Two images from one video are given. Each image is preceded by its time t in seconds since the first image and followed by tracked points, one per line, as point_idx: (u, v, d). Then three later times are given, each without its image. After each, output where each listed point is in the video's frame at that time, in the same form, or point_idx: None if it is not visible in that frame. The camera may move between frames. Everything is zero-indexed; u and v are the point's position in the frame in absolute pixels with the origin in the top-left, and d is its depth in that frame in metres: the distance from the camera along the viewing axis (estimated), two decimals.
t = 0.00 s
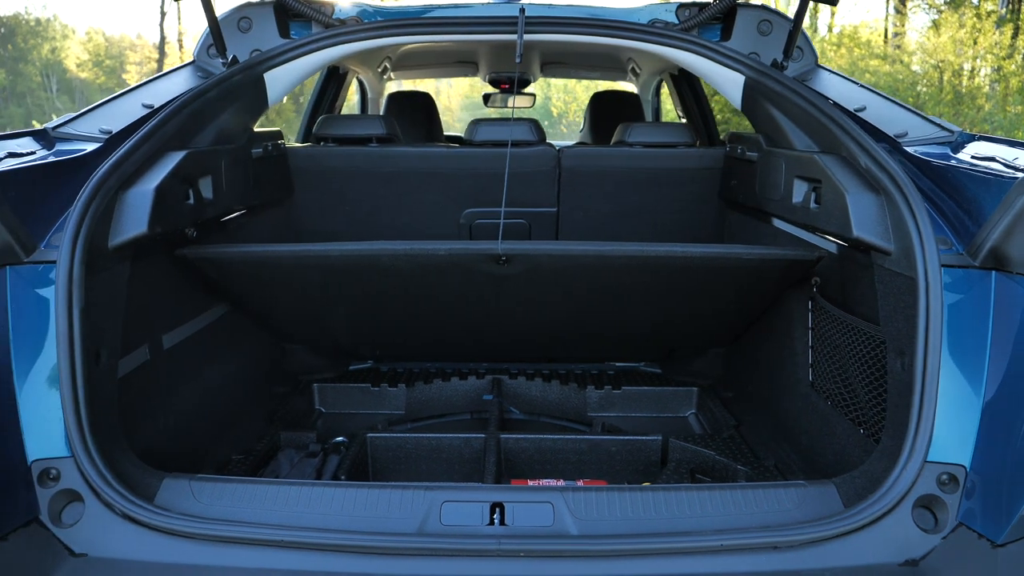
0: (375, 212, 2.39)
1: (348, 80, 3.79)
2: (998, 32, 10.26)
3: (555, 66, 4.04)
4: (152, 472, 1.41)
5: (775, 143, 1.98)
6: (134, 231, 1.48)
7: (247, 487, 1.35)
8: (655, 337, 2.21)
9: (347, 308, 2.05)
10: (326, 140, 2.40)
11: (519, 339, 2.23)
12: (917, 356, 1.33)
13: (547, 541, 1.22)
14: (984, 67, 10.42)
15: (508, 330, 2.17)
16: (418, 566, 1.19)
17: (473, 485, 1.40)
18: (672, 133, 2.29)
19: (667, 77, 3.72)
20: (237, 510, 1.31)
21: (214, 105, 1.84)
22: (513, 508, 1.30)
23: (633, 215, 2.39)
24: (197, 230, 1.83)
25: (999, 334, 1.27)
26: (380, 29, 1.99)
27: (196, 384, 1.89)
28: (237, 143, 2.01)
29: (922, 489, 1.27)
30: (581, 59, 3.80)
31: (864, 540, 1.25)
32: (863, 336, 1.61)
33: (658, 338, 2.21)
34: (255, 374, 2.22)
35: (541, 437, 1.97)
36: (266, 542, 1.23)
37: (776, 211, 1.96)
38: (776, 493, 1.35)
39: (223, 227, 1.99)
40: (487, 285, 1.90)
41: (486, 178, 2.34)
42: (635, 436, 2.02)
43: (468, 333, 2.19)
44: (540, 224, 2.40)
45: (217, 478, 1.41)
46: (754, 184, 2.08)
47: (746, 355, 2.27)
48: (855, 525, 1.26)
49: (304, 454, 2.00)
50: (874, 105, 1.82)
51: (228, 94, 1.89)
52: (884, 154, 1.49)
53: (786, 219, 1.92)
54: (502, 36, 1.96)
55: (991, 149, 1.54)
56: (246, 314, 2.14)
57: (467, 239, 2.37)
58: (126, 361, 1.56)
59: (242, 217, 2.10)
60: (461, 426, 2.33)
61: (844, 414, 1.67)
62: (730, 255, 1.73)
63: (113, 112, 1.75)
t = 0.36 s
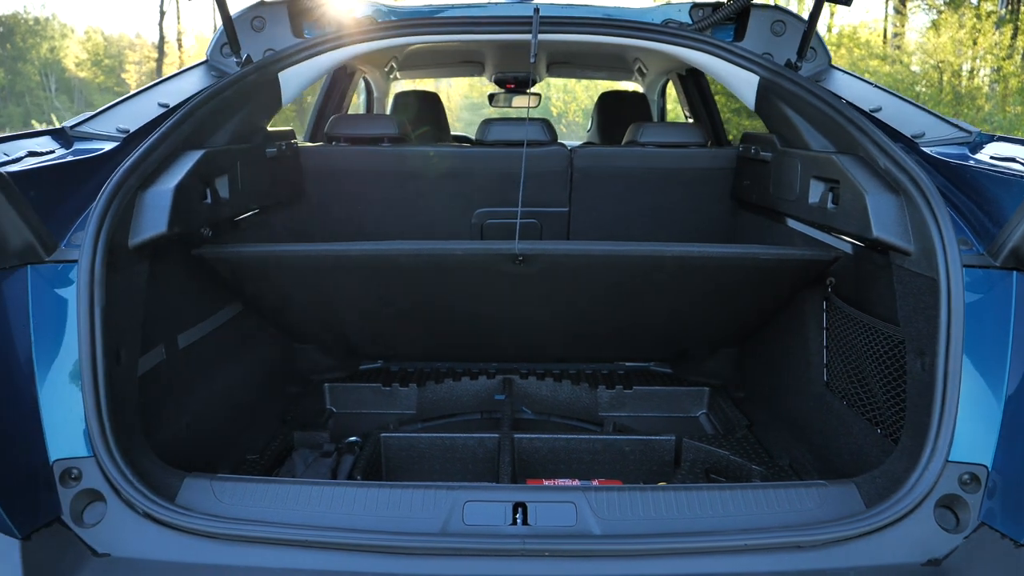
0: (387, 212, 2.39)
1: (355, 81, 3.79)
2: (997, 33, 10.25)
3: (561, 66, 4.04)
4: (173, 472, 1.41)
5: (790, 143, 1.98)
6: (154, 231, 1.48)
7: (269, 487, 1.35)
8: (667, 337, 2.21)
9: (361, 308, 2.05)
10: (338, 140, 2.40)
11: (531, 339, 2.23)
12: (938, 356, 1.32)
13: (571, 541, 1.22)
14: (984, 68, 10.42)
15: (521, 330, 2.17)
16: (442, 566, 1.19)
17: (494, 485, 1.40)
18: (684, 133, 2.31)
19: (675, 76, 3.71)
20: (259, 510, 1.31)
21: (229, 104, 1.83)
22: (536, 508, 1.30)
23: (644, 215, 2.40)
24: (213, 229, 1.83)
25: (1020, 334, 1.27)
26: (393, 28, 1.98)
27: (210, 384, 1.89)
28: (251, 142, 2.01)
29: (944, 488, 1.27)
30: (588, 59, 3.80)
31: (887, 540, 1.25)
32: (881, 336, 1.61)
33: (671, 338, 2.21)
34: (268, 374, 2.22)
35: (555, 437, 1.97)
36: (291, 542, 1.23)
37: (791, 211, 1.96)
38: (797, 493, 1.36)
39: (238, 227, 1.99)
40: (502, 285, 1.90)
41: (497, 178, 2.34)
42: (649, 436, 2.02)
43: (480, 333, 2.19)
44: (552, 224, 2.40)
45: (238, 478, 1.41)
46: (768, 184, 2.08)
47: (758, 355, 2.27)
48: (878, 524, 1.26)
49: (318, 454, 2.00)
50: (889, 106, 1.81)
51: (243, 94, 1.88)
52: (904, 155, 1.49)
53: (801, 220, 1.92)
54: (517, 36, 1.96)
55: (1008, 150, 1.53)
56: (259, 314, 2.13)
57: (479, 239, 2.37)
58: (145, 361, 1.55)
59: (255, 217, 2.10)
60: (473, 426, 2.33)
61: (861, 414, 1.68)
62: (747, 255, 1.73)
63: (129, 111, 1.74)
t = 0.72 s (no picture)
0: (400, 212, 2.40)
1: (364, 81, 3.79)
2: (997, 33, 10.20)
3: (568, 66, 4.04)
4: (196, 472, 1.41)
5: (806, 143, 1.99)
6: (175, 231, 1.48)
7: (292, 487, 1.35)
8: (681, 338, 2.21)
9: (376, 308, 2.05)
10: (351, 139, 2.40)
11: (545, 339, 2.24)
12: (961, 356, 1.33)
13: (596, 540, 1.22)
14: (985, 69, 10.36)
15: (535, 330, 2.17)
16: (468, 565, 1.19)
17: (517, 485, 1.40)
18: (698, 134, 2.32)
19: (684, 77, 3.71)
20: (282, 509, 1.31)
21: (247, 104, 1.83)
22: (560, 507, 1.30)
23: (657, 215, 2.40)
24: (231, 229, 1.83)
25: None
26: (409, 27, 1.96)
27: (226, 384, 1.89)
28: (268, 142, 2.01)
29: (967, 489, 1.27)
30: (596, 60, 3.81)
31: (911, 540, 1.25)
32: (900, 337, 1.61)
33: (685, 338, 2.21)
34: (282, 374, 2.22)
35: (570, 437, 1.98)
36: (316, 542, 1.23)
37: (808, 211, 1.96)
38: (820, 493, 1.36)
39: (255, 227, 1.99)
40: (518, 285, 1.90)
41: (510, 177, 2.34)
42: (663, 436, 2.03)
43: (494, 333, 2.19)
44: (565, 224, 2.41)
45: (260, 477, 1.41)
46: (784, 184, 2.08)
47: (771, 355, 2.27)
48: (901, 524, 1.26)
49: (333, 454, 2.00)
50: (907, 107, 1.82)
51: (260, 93, 1.88)
52: (925, 155, 1.49)
53: (818, 220, 1.93)
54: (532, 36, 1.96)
55: None
56: (274, 314, 2.14)
57: (492, 239, 2.38)
58: (165, 360, 1.56)
59: (271, 217, 2.10)
60: (486, 426, 2.34)
61: (879, 414, 1.68)
62: (765, 256, 1.73)
63: (148, 111, 1.74)
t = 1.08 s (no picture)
0: (412, 211, 2.40)
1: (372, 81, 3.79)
2: (998, 34, 10.29)
3: (575, 67, 4.05)
4: (215, 471, 1.41)
5: (821, 144, 1.99)
6: (194, 230, 1.48)
7: (313, 487, 1.35)
8: (694, 338, 2.21)
9: (390, 308, 2.05)
10: (363, 139, 2.41)
11: (558, 339, 2.24)
12: (982, 356, 1.33)
13: (619, 540, 1.22)
14: (986, 70, 10.35)
15: (548, 330, 2.17)
16: (491, 565, 1.19)
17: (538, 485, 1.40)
18: (709, 135, 2.33)
19: (692, 76, 3.71)
20: (304, 509, 1.31)
21: (263, 103, 1.83)
22: (582, 507, 1.30)
23: (669, 216, 2.40)
24: (247, 228, 1.83)
25: None
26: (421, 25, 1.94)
27: (241, 383, 1.89)
28: (282, 141, 2.01)
29: (989, 489, 1.27)
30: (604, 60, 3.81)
31: (934, 540, 1.25)
32: (917, 338, 1.61)
33: (697, 338, 2.21)
34: (294, 373, 2.22)
35: (583, 437, 1.97)
36: (339, 541, 1.22)
37: (824, 212, 1.96)
38: (840, 493, 1.36)
39: (269, 226, 1.99)
40: (534, 284, 1.90)
41: (522, 177, 2.34)
42: (677, 436, 2.03)
43: (507, 332, 2.19)
44: (577, 224, 2.41)
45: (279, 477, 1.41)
46: (798, 185, 2.08)
47: (783, 355, 2.27)
48: (924, 525, 1.26)
49: (347, 454, 2.00)
50: (924, 107, 1.81)
51: (275, 93, 1.88)
52: (944, 156, 1.49)
53: (833, 221, 1.93)
54: (547, 36, 1.96)
55: None
56: (287, 313, 2.14)
57: (504, 239, 2.38)
58: (183, 359, 1.56)
59: (284, 216, 2.10)
60: (498, 426, 2.34)
61: (896, 415, 1.68)
62: (782, 256, 1.73)
63: (164, 110, 1.74)
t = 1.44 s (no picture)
0: (423, 211, 2.40)
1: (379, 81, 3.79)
2: (999, 36, 9.90)
3: (582, 67, 4.05)
4: (233, 471, 1.41)
5: (834, 144, 1.99)
6: (211, 229, 1.49)
7: (333, 486, 1.35)
8: (706, 338, 2.21)
9: (402, 308, 2.05)
10: (374, 139, 2.41)
11: (569, 339, 2.24)
12: (1001, 356, 1.33)
13: (639, 540, 1.22)
14: (987, 70, 10.05)
15: (559, 330, 2.18)
16: (512, 565, 1.19)
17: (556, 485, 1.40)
18: (719, 135, 2.33)
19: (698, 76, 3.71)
20: (323, 509, 1.31)
21: (277, 103, 1.83)
22: (600, 507, 1.30)
23: (679, 216, 2.40)
24: (262, 228, 1.83)
25: None
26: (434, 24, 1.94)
27: (254, 383, 1.88)
28: (296, 141, 2.01)
29: (1008, 489, 1.28)
30: (610, 60, 3.81)
31: (954, 540, 1.25)
32: (932, 338, 1.62)
33: (708, 338, 2.21)
34: (305, 373, 2.22)
35: (595, 437, 1.97)
36: (359, 541, 1.22)
37: (837, 213, 1.97)
38: (858, 493, 1.36)
39: (283, 226, 1.99)
40: (547, 284, 1.90)
41: (533, 177, 2.34)
42: (689, 436, 2.03)
43: (518, 332, 2.19)
44: (587, 224, 2.41)
45: (297, 477, 1.41)
46: (810, 186, 2.08)
47: (795, 356, 2.27)
48: (943, 525, 1.26)
49: (360, 454, 2.00)
50: (938, 108, 1.81)
51: (290, 93, 1.88)
52: (960, 156, 1.49)
53: (847, 221, 1.93)
54: (560, 36, 1.96)
55: None
56: (298, 313, 2.14)
57: (515, 239, 2.38)
58: (200, 358, 1.56)
59: (297, 216, 2.10)
60: (509, 426, 2.34)
61: (911, 416, 1.68)
62: (797, 256, 1.72)
63: (178, 110, 1.74)
